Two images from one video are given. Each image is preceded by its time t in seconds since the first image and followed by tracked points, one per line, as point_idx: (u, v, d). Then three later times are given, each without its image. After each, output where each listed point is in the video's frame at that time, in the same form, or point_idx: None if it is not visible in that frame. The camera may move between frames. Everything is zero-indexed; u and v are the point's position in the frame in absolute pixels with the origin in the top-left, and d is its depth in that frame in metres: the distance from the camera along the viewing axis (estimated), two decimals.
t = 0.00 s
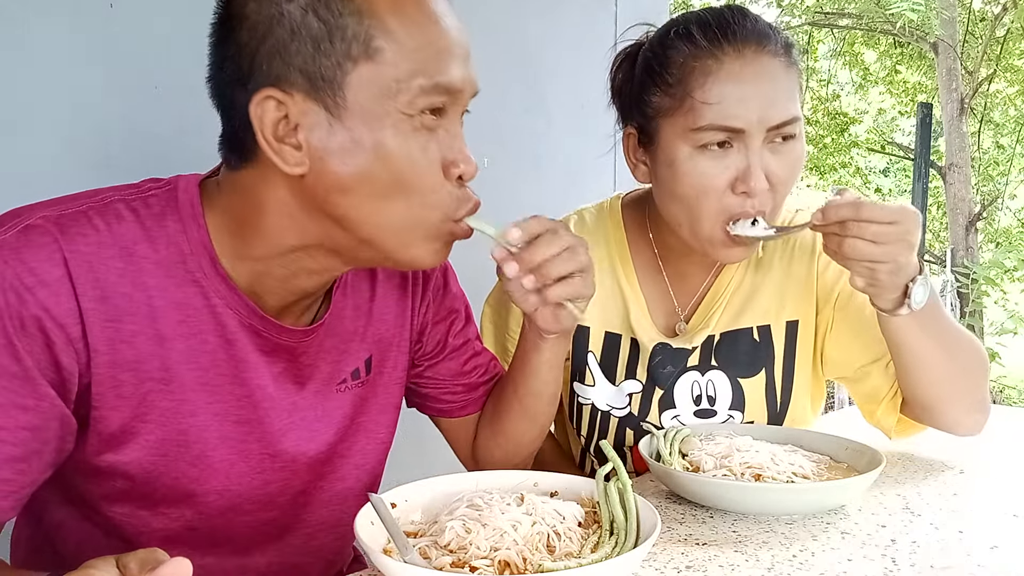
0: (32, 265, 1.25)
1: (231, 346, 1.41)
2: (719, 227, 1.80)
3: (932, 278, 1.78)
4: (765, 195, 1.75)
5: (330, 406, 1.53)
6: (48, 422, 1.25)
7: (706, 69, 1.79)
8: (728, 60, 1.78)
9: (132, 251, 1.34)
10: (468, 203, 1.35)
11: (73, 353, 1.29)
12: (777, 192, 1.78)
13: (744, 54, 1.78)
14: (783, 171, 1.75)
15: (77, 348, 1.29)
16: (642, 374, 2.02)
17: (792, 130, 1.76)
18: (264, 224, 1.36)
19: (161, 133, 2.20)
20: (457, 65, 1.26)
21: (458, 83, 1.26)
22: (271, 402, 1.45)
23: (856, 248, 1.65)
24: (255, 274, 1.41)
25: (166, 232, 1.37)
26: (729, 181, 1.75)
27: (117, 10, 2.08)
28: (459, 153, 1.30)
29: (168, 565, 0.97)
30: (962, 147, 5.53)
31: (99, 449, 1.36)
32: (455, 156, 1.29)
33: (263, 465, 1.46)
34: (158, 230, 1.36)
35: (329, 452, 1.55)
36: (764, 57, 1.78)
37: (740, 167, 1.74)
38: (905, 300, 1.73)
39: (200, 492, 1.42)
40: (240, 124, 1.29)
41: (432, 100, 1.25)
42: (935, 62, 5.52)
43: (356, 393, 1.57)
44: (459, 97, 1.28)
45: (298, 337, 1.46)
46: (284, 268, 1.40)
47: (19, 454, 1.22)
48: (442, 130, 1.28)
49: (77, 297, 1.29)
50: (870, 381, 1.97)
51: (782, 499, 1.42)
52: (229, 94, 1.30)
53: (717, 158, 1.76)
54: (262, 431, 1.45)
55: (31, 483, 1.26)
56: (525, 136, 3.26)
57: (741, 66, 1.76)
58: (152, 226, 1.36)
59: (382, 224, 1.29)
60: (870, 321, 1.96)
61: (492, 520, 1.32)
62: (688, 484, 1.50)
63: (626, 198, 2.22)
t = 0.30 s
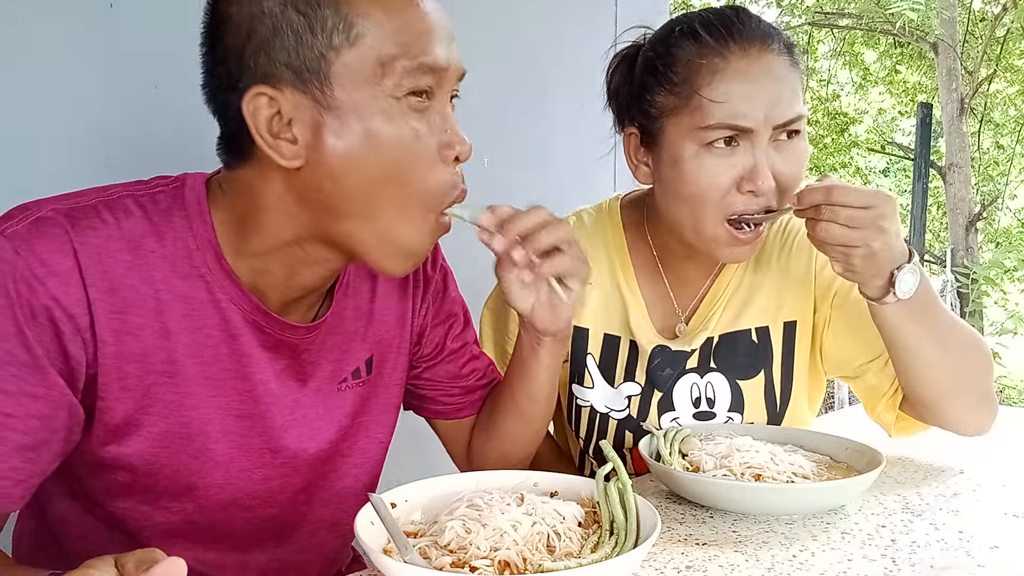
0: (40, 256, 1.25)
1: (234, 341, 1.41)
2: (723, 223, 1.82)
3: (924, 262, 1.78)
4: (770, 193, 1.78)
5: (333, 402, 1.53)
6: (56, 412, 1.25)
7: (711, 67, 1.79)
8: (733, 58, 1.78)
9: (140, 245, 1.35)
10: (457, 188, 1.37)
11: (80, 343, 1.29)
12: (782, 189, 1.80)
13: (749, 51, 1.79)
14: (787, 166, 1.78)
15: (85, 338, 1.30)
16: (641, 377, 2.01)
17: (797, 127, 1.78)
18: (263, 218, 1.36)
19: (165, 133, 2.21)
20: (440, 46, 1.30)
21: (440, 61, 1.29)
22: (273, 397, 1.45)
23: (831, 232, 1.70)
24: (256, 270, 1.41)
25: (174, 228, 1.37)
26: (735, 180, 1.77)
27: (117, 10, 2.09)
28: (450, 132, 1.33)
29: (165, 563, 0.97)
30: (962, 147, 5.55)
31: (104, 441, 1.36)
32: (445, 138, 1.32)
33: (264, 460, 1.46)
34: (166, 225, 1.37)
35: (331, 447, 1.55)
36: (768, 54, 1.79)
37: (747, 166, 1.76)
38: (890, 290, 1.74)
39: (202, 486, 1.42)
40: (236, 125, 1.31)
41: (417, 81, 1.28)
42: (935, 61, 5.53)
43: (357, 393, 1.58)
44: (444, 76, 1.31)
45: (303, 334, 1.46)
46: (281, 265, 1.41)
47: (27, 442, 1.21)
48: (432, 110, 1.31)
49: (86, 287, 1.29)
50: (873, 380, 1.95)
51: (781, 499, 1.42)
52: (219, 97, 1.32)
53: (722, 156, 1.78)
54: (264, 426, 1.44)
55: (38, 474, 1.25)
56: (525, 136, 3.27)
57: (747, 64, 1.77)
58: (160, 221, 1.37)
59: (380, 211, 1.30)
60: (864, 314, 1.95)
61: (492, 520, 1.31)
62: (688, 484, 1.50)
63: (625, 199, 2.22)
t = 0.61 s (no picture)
0: (45, 257, 1.26)
1: (235, 341, 1.41)
2: (723, 232, 1.82)
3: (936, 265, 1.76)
4: (772, 209, 1.79)
5: (335, 402, 1.53)
6: (60, 411, 1.24)
7: (722, 78, 1.78)
8: (745, 71, 1.77)
9: (143, 246, 1.35)
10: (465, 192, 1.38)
11: (83, 343, 1.29)
12: (783, 203, 1.81)
13: (762, 64, 1.78)
14: (791, 181, 1.79)
15: (88, 339, 1.30)
16: (640, 377, 2.01)
17: (802, 145, 1.78)
18: (268, 217, 1.36)
19: (166, 134, 2.21)
20: (449, 52, 1.31)
21: (451, 69, 1.31)
22: (275, 397, 1.45)
23: (851, 230, 1.66)
24: (260, 268, 1.41)
25: (175, 229, 1.38)
26: (738, 193, 1.78)
27: (117, 10, 2.08)
28: (455, 140, 1.34)
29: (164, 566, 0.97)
30: (962, 147, 5.54)
31: (106, 441, 1.36)
32: (451, 146, 1.34)
33: (264, 459, 1.46)
34: (168, 226, 1.37)
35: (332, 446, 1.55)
36: (780, 68, 1.78)
37: (750, 180, 1.77)
38: (906, 292, 1.73)
39: (203, 485, 1.42)
40: (242, 122, 1.32)
41: (426, 89, 1.29)
42: (935, 61, 5.55)
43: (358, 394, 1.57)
44: (452, 84, 1.32)
45: (303, 334, 1.46)
46: (285, 265, 1.41)
47: (30, 442, 1.20)
48: (439, 120, 1.32)
49: (88, 287, 1.29)
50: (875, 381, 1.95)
51: (781, 499, 1.42)
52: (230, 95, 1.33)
53: (727, 168, 1.78)
54: (266, 425, 1.45)
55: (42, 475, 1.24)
56: (526, 136, 3.27)
57: (758, 77, 1.76)
58: (161, 221, 1.38)
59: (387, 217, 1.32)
60: (869, 309, 1.94)
61: (492, 521, 1.31)
62: (689, 485, 1.50)
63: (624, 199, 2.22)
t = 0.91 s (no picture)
0: (46, 250, 1.26)
1: (234, 335, 1.41)
2: (723, 252, 1.83)
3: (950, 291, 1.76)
4: (767, 231, 1.76)
5: (334, 396, 1.53)
6: (61, 403, 1.24)
7: (723, 102, 1.77)
8: (748, 96, 1.76)
9: (143, 240, 1.35)
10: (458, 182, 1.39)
11: (84, 336, 1.29)
12: (781, 225, 1.79)
13: (766, 90, 1.76)
14: (788, 205, 1.77)
15: (88, 331, 1.30)
16: (641, 378, 2.01)
17: (803, 170, 1.75)
18: (266, 208, 1.38)
19: (166, 135, 2.21)
20: (441, 39, 1.32)
21: (442, 54, 1.32)
22: (274, 391, 1.45)
23: (873, 270, 1.64)
24: (257, 262, 1.42)
25: (174, 223, 1.38)
26: (734, 213, 1.77)
27: (117, 10, 2.08)
28: (450, 126, 1.36)
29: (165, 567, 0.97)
30: (963, 147, 5.58)
31: (105, 435, 1.35)
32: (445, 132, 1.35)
33: (262, 453, 1.46)
34: (167, 220, 1.38)
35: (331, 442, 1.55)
36: (786, 94, 1.75)
37: (747, 202, 1.75)
38: (923, 318, 1.72)
39: (202, 478, 1.42)
40: (241, 112, 1.34)
41: (418, 72, 1.31)
42: (936, 62, 5.56)
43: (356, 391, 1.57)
44: (444, 70, 1.34)
45: (300, 329, 1.46)
46: (282, 254, 1.42)
47: (32, 434, 1.20)
48: (433, 106, 1.34)
49: (89, 280, 1.30)
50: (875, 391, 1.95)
51: (781, 499, 1.42)
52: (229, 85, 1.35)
53: (722, 192, 1.77)
54: (264, 419, 1.45)
55: (44, 465, 1.23)
56: (526, 136, 3.27)
57: (761, 103, 1.75)
58: (161, 215, 1.38)
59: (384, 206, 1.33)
60: (872, 324, 1.95)
61: (492, 521, 1.31)
62: (688, 484, 1.50)
63: (626, 199, 2.22)
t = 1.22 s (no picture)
0: (49, 241, 1.27)
1: (234, 328, 1.41)
2: (729, 264, 1.83)
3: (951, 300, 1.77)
4: (773, 241, 1.77)
5: (335, 391, 1.54)
6: (65, 392, 1.24)
7: (727, 115, 1.77)
8: (751, 108, 1.76)
9: (145, 234, 1.36)
10: (448, 180, 1.39)
11: (87, 327, 1.30)
12: (786, 235, 1.79)
13: (770, 102, 1.76)
14: (793, 216, 1.77)
15: (91, 321, 1.30)
16: (642, 379, 2.02)
17: (808, 180, 1.75)
18: (261, 200, 1.39)
19: (166, 135, 2.21)
20: (435, 41, 1.34)
21: (434, 55, 1.34)
22: (274, 384, 1.45)
23: (881, 286, 1.65)
24: (254, 254, 1.42)
25: (175, 218, 1.39)
26: (740, 225, 1.77)
27: (117, 10, 2.08)
28: (437, 126, 1.36)
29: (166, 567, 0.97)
30: (963, 147, 5.63)
31: (105, 426, 1.35)
32: (435, 129, 1.35)
33: (260, 446, 1.46)
34: (168, 214, 1.38)
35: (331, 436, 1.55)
36: (790, 106, 1.76)
37: (752, 213, 1.75)
38: (927, 328, 1.73)
39: (201, 471, 1.42)
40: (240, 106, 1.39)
41: (408, 70, 1.33)
42: (936, 62, 5.57)
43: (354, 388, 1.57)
44: (437, 71, 1.35)
45: (298, 324, 1.46)
46: (278, 247, 1.42)
47: (36, 422, 1.20)
48: (422, 104, 1.35)
49: (92, 270, 1.30)
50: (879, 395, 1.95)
51: (781, 500, 1.42)
52: (229, 77, 1.39)
53: (727, 204, 1.77)
54: (263, 412, 1.45)
55: (48, 456, 1.22)
56: (526, 136, 3.27)
57: (765, 115, 1.75)
58: (162, 209, 1.39)
59: (365, 192, 1.33)
60: (874, 333, 1.95)
61: (492, 521, 1.31)
62: (688, 484, 1.50)
63: (630, 200, 2.22)
